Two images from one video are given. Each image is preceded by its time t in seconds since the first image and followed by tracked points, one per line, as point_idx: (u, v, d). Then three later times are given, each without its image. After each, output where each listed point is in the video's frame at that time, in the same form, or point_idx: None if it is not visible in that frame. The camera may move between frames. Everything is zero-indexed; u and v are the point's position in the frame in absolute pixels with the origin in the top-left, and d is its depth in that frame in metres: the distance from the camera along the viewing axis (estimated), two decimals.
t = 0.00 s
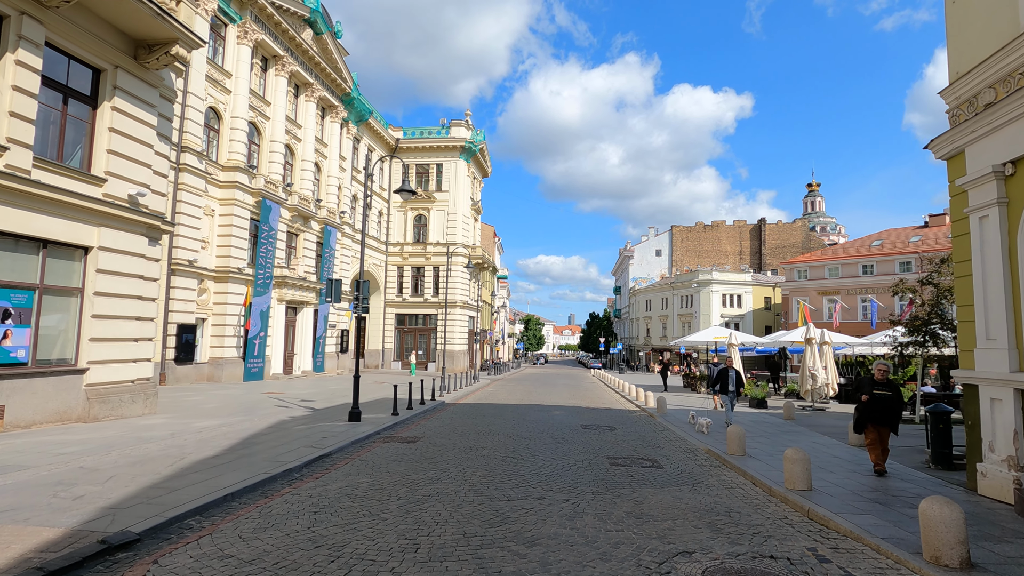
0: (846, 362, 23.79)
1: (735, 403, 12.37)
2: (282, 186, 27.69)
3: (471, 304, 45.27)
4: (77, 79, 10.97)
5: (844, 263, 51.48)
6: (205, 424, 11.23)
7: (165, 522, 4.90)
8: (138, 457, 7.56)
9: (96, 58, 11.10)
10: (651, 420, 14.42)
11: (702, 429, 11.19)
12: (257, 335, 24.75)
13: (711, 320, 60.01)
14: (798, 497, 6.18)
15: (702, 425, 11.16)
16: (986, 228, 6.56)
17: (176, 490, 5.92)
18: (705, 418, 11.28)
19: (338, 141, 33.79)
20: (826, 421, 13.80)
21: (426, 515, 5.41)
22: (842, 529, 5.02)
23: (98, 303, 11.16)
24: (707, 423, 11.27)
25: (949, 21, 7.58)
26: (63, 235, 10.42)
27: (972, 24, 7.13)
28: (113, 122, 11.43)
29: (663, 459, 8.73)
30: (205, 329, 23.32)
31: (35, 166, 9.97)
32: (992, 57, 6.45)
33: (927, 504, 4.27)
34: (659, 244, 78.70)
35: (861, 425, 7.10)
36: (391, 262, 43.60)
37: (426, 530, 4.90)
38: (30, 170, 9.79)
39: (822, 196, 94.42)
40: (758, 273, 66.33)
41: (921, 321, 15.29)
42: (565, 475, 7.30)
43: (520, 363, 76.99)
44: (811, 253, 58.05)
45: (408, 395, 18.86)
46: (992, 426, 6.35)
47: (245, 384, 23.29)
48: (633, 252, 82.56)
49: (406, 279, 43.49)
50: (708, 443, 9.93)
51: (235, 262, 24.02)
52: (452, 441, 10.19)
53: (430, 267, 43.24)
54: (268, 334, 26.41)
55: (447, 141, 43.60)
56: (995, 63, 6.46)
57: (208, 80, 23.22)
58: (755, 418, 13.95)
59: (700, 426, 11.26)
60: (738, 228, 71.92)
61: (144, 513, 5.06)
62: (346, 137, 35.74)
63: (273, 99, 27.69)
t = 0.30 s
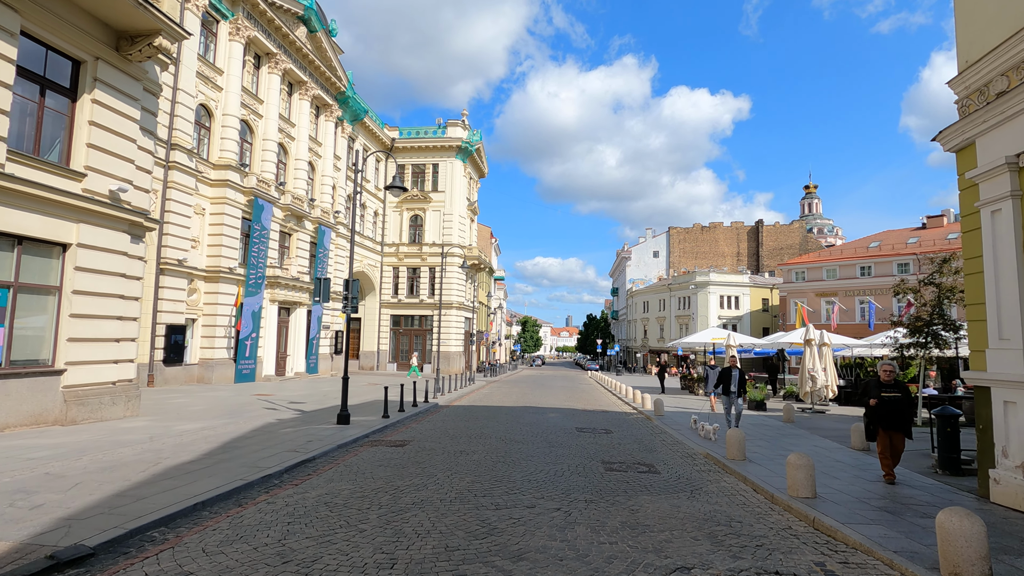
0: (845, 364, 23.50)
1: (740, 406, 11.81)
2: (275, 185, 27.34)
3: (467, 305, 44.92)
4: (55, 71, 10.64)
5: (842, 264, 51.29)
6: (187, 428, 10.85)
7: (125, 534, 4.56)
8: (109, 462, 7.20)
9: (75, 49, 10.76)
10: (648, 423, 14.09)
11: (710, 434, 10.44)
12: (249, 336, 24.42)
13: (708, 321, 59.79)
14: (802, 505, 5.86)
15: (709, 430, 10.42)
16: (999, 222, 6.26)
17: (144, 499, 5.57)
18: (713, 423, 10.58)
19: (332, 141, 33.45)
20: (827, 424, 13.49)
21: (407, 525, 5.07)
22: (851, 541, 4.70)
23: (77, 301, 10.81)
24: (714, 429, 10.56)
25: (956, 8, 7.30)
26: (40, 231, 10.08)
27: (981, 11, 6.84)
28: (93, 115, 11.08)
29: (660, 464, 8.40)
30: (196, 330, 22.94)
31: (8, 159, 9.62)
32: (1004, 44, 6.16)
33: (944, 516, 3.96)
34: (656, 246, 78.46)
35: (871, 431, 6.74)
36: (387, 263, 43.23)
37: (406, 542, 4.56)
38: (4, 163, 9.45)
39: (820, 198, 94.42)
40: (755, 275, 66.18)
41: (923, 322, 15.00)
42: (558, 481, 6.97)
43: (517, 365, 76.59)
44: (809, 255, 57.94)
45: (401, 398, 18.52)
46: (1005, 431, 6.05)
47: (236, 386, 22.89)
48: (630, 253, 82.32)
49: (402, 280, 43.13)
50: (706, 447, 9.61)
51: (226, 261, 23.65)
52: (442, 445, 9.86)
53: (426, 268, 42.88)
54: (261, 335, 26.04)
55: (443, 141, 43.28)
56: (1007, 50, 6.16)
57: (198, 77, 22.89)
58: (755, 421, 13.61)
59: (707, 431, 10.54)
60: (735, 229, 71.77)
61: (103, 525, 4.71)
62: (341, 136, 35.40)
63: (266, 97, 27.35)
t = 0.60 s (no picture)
0: (843, 366, 23.25)
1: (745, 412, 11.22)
2: (266, 184, 26.97)
3: (462, 306, 44.57)
4: (32, 62, 10.29)
5: (838, 266, 51.17)
6: (167, 432, 10.49)
7: (78, 551, 4.21)
8: (77, 469, 6.84)
9: (53, 40, 10.41)
10: (644, 427, 13.75)
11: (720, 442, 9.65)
12: (238, 337, 24.02)
13: (705, 323, 59.58)
14: (805, 517, 5.56)
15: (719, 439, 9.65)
16: (1011, 219, 5.98)
17: (106, 511, 5.22)
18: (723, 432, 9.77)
19: (326, 140, 33.09)
20: (826, 428, 13.21)
21: (386, 540, 4.75)
22: (859, 557, 4.40)
23: (53, 301, 10.44)
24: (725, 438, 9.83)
25: None
26: (13, 228, 9.71)
27: None
28: (71, 108, 10.73)
29: (655, 471, 8.09)
30: (184, 331, 22.51)
31: None
32: (1015, 33, 5.89)
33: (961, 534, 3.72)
34: (653, 248, 78.27)
35: (880, 438, 6.34)
36: (381, 263, 42.85)
37: (383, 560, 4.24)
38: None
39: (816, 201, 94.57)
40: (751, 276, 66.06)
41: (923, 324, 14.76)
42: (549, 490, 6.65)
43: (513, 367, 76.17)
44: (805, 256, 57.82)
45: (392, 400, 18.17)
46: (1018, 438, 5.76)
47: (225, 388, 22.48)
48: (627, 255, 82.10)
49: (396, 281, 42.76)
50: (704, 453, 9.29)
51: (216, 261, 23.24)
52: (431, 450, 9.51)
53: (421, 269, 42.50)
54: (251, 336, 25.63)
55: (438, 141, 42.96)
56: (1018, 39, 5.89)
57: (188, 74, 22.52)
58: (754, 425, 13.30)
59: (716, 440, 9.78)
60: (731, 231, 71.66)
61: (56, 540, 4.37)
62: (334, 135, 35.04)
63: (257, 95, 27.00)
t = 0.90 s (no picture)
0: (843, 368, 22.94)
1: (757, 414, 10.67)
2: (259, 183, 26.61)
3: (459, 308, 44.23)
4: (9, 51, 9.92)
5: (836, 268, 50.96)
6: (148, 435, 10.11)
7: (26, 566, 3.84)
8: (45, 475, 6.47)
9: (32, 29, 10.05)
10: (642, 429, 13.43)
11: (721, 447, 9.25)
12: (230, 338, 23.64)
13: (702, 325, 59.30)
14: (815, 526, 5.23)
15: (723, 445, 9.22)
16: None
17: (66, 520, 4.86)
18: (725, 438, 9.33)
19: (321, 140, 32.77)
20: (829, 431, 12.89)
21: (365, 552, 4.39)
22: (877, 572, 4.08)
23: (29, 299, 10.06)
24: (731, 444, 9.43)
25: None
26: None
27: None
28: (50, 100, 10.37)
29: (654, 476, 7.75)
30: (174, 332, 22.10)
31: None
32: None
33: (995, 549, 3.43)
34: (650, 250, 78.00)
35: (899, 445, 5.88)
36: (377, 264, 42.48)
37: None
38: None
39: (813, 204, 94.59)
40: (749, 279, 65.88)
41: (927, 324, 14.47)
42: (543, 497, 6.30)
43: (510, 369, 75.79)
44: (803, 258, 57.62)
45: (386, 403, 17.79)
46: None
47: (215, 390, 22.06)
48: (624, 257, 81.83)
49: (392, 283, 42.38)
50: (705, 457, 8.96)
51: (207, 261, 22.85)
52: (421, 454, 9.15)
53: (417, 271, 42.14)
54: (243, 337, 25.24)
55: (435, 142, 42.65)
56: None
57: (179, 71, 22.17)
58: (755, 428, 12.97)
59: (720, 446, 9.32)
60: (729, 234, 71.50)
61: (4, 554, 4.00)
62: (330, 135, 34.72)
63: (251, 93, 26.66)
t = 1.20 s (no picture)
0: (844, 371, 22.60)
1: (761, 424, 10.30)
2: (253, 182, 26.26)
3: (457, 309, 43.90)
4: None
5: (836, 270, 50.67)
6: (126, 440, 9.74)
7: None
8: (5, 484, 6.09)
9: (8, 18, 9.68)
10: (640, 434, 13.08)
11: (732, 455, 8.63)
12: (222, 339, 23.28)
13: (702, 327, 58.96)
14: (823, 542, 4.88)
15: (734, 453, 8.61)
16: None
17: (14, 537, 4.48)
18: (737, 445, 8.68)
19: (316, 138, 32.42)
20: (831, 436, 12.56)
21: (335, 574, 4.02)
22: None
23: (4, 298, 9.68)
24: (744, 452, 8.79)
25: None
26: None
27: None
28: (27, 91, 10.01)
29: (652, 485, 7.40)
30: (165, 333, 21.71)
31: None
32: None
33: None
34: (649, 251, 77.68)
35: (916, 454, 5.47)
36: (374, 265, 42.13)
37: None
38: None
39: (812, 205, 94.40)
40: (749, 280, 65.58)
41: (931, 326, 14.18)
42: (534, 509, 5.95)
43: (509, 370, 75.33)
44: (803, 260, 57.34)
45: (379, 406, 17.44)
46: None
47: (207, 392, 21.67)
48: (623, 258, 81.48)
49: (389, 283, 42.03)
50: (705, 464, 8.61)
51: (199, 260, 22.47)
52: (410, 461, 8.78)
53: (414, 271, 41.79)
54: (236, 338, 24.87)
55: (432, 141, 42.30)
56: None
57: (171, 66, 21.81)
58: (756, 434, 12.62)
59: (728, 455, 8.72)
60: (728, 235, 71.21)
61: None
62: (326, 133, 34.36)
63: (244, 90, 26.30)
